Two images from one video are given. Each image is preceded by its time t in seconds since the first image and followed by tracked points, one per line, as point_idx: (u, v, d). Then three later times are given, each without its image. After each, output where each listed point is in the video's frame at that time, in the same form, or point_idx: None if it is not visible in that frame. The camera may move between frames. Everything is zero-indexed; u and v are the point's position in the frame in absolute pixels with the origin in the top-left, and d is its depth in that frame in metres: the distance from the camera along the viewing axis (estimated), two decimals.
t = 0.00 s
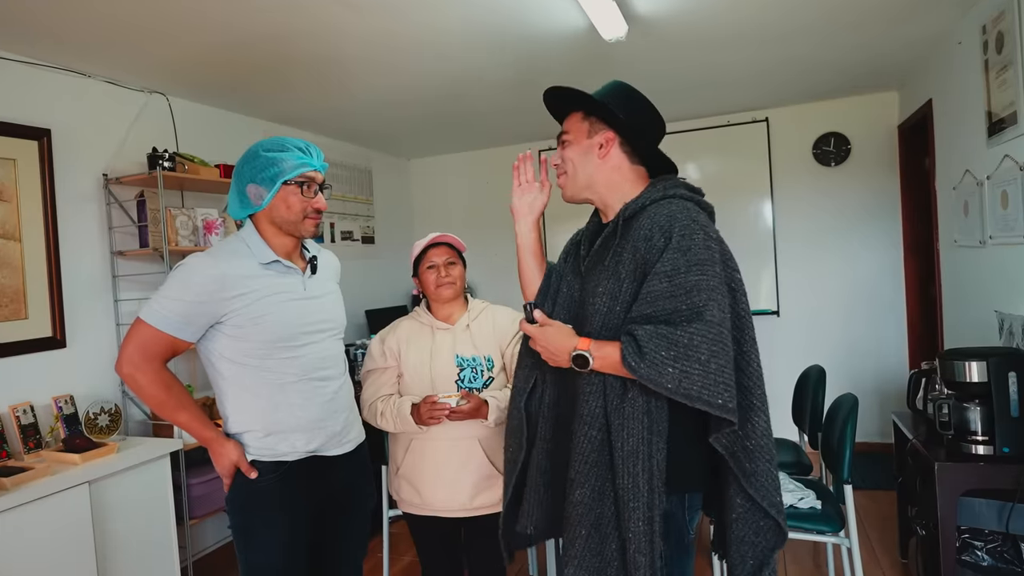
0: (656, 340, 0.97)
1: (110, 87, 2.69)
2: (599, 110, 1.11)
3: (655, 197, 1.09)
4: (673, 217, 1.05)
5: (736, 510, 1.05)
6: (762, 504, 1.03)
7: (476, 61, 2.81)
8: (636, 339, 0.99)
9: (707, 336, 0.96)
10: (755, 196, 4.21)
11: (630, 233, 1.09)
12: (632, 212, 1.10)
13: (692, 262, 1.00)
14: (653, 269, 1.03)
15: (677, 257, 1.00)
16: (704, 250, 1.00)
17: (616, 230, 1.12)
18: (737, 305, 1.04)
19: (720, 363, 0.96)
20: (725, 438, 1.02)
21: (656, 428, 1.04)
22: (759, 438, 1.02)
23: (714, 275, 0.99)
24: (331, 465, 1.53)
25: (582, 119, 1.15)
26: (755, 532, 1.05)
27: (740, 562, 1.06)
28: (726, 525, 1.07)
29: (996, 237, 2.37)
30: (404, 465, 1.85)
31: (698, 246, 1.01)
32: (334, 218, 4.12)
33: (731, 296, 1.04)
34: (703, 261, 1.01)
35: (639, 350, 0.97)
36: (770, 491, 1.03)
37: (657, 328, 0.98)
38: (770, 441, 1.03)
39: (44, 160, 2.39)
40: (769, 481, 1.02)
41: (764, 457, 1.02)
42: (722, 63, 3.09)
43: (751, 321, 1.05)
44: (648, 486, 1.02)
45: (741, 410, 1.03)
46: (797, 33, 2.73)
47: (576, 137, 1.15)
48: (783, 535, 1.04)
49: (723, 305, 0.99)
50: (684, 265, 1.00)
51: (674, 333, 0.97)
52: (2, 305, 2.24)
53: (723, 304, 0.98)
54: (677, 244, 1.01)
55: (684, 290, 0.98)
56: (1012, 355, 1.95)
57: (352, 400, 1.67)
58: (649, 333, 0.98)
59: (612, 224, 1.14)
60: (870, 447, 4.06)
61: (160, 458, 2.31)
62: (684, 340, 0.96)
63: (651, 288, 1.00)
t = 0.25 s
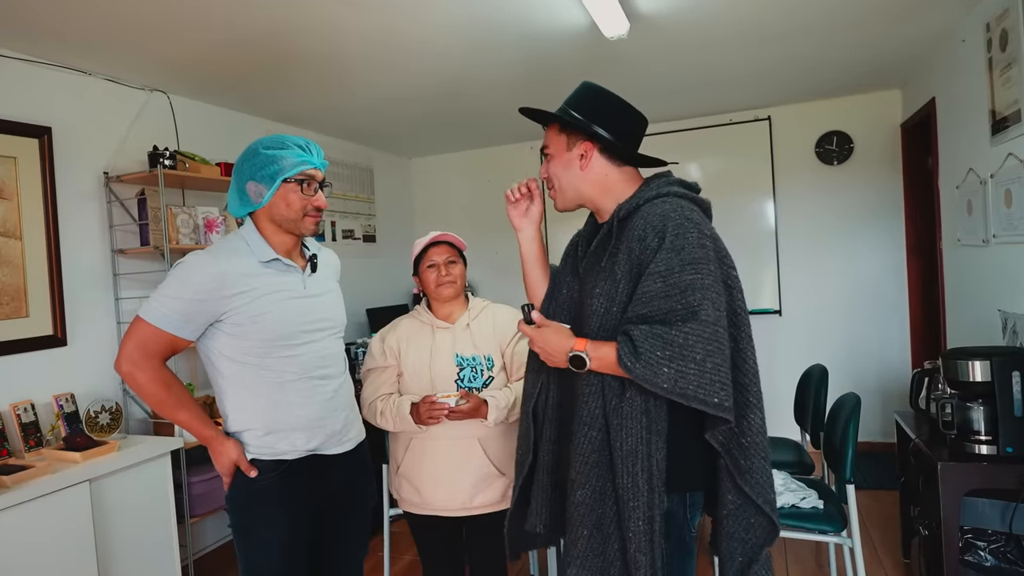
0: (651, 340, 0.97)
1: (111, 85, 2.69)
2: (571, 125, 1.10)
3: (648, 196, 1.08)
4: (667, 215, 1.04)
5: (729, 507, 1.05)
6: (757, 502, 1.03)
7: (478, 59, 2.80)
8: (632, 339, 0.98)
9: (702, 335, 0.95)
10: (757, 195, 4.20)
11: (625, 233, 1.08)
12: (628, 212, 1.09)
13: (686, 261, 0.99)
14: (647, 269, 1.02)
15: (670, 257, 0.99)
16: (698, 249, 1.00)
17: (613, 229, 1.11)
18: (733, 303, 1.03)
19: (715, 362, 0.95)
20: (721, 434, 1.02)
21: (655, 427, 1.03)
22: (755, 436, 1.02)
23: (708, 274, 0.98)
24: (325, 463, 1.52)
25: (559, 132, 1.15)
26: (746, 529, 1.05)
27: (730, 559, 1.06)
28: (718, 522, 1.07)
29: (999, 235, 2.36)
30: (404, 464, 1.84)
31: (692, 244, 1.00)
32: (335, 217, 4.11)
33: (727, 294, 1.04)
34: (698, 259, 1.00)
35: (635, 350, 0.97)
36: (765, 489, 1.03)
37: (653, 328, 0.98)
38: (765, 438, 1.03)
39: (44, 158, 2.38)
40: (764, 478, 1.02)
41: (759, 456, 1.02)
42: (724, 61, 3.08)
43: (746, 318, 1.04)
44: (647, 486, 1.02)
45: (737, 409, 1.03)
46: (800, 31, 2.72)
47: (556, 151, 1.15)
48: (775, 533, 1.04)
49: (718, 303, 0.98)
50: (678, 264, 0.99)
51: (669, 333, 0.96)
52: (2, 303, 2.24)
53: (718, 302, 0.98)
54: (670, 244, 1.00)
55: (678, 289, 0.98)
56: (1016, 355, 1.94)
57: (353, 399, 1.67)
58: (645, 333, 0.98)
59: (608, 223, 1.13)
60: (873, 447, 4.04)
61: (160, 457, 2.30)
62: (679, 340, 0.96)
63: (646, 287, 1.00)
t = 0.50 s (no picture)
0: (654, 340, 0.97)
1: (115, 84, 2.70)
2: (573, 125, 1.10)
3: (648, 195, 1.09)
4: (667, 216, 1.04)
5: (728, 502, 1.05)
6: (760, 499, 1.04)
7: (481, 58, 2.81)
8: (634, 339, 0.98)
9: (704, 335, 0.96)
10: (760, 194, 4.20)
11: (626, 234, 1.09)
12: (627, 213, 1.09)
13: (687, 261, 1.00)
14: (648, 269, 1.02)
15: (672, 257, 1.00)
16: (699, 249, 1.00)
17: (614, 230, 1.12)
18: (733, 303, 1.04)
19: (717, 361, 0.96)
20: (721, 432, 1.03)
21: (658, 426, 1.04)
22: (756, 434, 1.02)
23: (709, 274, 0.99)
24: (328, 461, 1.53)
25: (560, 130, 1.14)
26: (748, 524, 1.05)
27: (727, 552, 1.07)
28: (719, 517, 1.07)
29: (1002, 235, 2.36)
30: (407, 461, 1.85)
31: (693, 244, 1.01)
32: (338, 216, 4.12)
33: (727, 293, 1.04)
34: (699, 259, 1.01)
35: (637, 350, 0.97)
36: (765, 486, 1.03)
37: (655, 327, 0.98)
38: (766, 435, 1.03)
39: (49, 157, 2.40)
40: (765, 474, 1.03)
41: (759, 453, 1.03)
42: (726, 60, 3.08)
43: (747, 318, 1.04)
44: (651, 484, 1.02)
45: (737, 407, 1.03)
46: (802, 30, 2.72)
47: (556, 151, 1.15)
48: (772, 528, 1.04)
49: (719, 303, 0.99)
50: (679, 264, 0.99)
51: (671, 333, 0.97)
52: (7, 301, 2.25)
53: (719, 302, 0.98)
54: (671, 244, 1.01)
55: (680, 289, 0.98)
56: (1018, 354, 1.94)
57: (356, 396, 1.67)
58: (647, 333, 0.98)
59: (608, 224, 1.13)
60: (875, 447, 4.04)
61: (164, 455, 2.31)
62: (681, 340, 0.96)
63: (648, 288, 1.00)
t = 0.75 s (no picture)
0: (656, 349, 0.98)
1: (121, 84, 2.72)
2: (594, 115, 1.11)
3: (654, 203, 1.10)
4: (671, 225, 1.05)
5: (734, 509, 1.07)
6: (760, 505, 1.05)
7: (483, 59, 2.82)
8: (636, 347, 1.00)
9: (706, 346, 0.97)
10: (762, 195, 4.21)
11: (630, 242, 1.10)
12: (632, 218, 1.11)
13: (690, 272, 1.01)
14: (652, 278, 1.04)
15: (675, 268, 1.01)
16: (702, 260, 1.01)
17: (618, 236, 1.13)
18: (736, 312, 1.05)
19: (717, 373, 0.98)
20: (724, 439, 1.04)
21: (657, 430, 1.05)
22: (758, 443, 1.03)
23: (712, 285, 1.00)
24: (330, 459, 1.54)
25: (579, 119, 1.15)
26: (751, 530, 1.07)
27: (734, 557, 1.08)
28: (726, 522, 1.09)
29: (1003, 235, 2.37)
30: (410, 460, 1.87)
31: (696, 255, 1.02)
32: (341, 215, 4.14)
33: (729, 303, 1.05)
34: (702, 270, 1.02)
35: (639, 359, 0.98)
36: (766, 493, 1.04)
37: (657, 337, 0.99)
38: (766, 444, 1.04)
39: (55, 157, 2.42)
40: (765, 482, 1.04)
41: (761, 460, 1.04)
42: (727, 61, 3.10)
43: (750, 328, 1.05)
44: (650, 488, 1.04)
45: (737, 415, 1.04)
46: (803, 31, 2.73)
47: (573, 138, 1.15)
48: (778, 534, 1.06)
49: (721, 314, 1.00)
50: (683, 275, 1.00)
51: (673, 344, 0.98)
52: (14, 300, 2.27)
53: (721, 313, 1.00)
54: (675, 254, 1.02)
55: (682, 300, 0.99)
56: (1018, 354, 1.95)
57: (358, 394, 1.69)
58: (649, 341, 0.99)
59: (614, 228, 1.15)
60: (876, 446, 4.05)
61: (169, 453, 2.32)
62: (683, 351, 0.97)
63: (651, 297, 1.01)
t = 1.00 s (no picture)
0: (659, 356, 1.00)
1: (126, 85, 2.74)
2: (598, 121, 1.12)
3: (660, 209, 1.11)
4: (677, 233, 1.07)
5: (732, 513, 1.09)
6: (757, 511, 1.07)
7: (486, 61, 2.84)
8: (640, 353, 1.01)
9: (709, 355, 0.99)
10: (763, 195, 4.22)
11: (635, 248, 1.11)
12: (639, 224, 1.12)
13: (695, 280, 1.02)
14: (656, 286, 1.05)
15: (681, 276, 1.02)
16: (708, 269, 1.03)
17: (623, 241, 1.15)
18: (739, 320, 1.06)
19: (720, 381, 0.99)
20: (724, 445, 1.05)
21: (657, 434, 1.06)
22: (758, 450, 1.05)
23: (716, 294, 1.02)
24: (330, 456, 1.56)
25: (584, 123, 1.15)
26: (747, 534, 1.09)
27: (730, 561, 1.10)
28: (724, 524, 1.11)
29: (1002, 237, 2.39)
30: (411, 457, 1.89)
31: (701, 264, 1.04)
32: (344, 215, 4.15)
33: (733, 311, 1.07)
34: (706, 279, 1.04)
35: (643, 365, 1.00)
36: (765, 499, 1.06)
37: (661, 344, 1.01)
38: (766, 451, 1.05)
39: (61, 157, 2.44)
40: (763, 490, 1.05)
41: (760, 466, 1.05)
42: (728, 63, 3.11)
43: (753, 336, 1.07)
44: (648, 490, 1.05)
45: (737, 421, 1.06)
46: (804, 33, 2.75)
47: (580, 143, 1.16)
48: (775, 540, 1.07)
49: (725, 323, 1.02)
50: (688, 283, 1.02)
51: (677, 351, 1.00)
52: (20, 299, 2.29)
53: (725, 322, 1.01)
54: (680, 262, 1.04)
55: (687, 308, 1.01)
56: (1017, 354, 1.97)
57: (357, 393, 1.70)
58: (653, 348, 1.01)
59: (620, 232, 1.16)
60: (877, 447, 4.06)
61: (173, 451, 2.34)
62: (686, 359, 0.99)
63: (655, 305, 1.03)
